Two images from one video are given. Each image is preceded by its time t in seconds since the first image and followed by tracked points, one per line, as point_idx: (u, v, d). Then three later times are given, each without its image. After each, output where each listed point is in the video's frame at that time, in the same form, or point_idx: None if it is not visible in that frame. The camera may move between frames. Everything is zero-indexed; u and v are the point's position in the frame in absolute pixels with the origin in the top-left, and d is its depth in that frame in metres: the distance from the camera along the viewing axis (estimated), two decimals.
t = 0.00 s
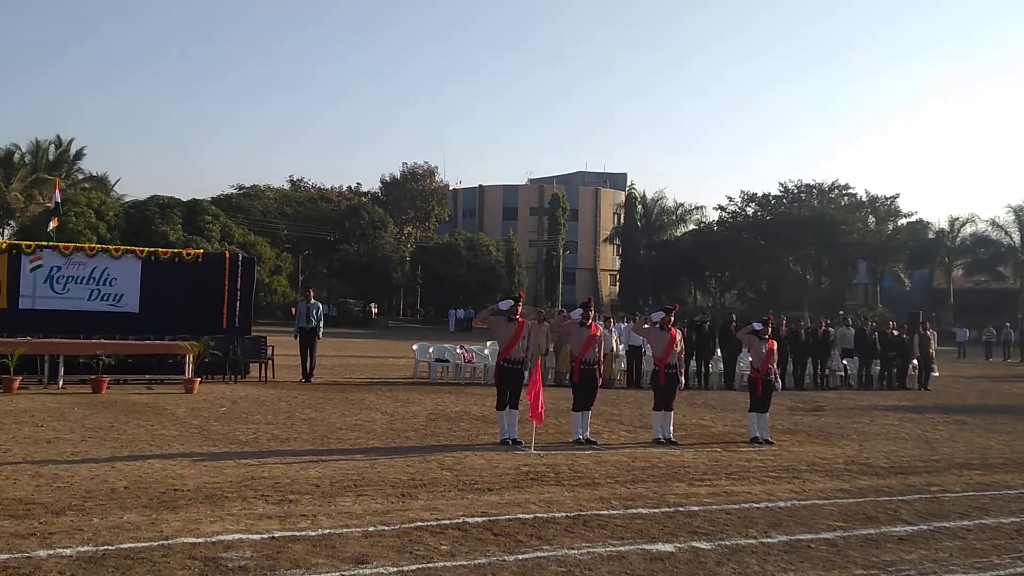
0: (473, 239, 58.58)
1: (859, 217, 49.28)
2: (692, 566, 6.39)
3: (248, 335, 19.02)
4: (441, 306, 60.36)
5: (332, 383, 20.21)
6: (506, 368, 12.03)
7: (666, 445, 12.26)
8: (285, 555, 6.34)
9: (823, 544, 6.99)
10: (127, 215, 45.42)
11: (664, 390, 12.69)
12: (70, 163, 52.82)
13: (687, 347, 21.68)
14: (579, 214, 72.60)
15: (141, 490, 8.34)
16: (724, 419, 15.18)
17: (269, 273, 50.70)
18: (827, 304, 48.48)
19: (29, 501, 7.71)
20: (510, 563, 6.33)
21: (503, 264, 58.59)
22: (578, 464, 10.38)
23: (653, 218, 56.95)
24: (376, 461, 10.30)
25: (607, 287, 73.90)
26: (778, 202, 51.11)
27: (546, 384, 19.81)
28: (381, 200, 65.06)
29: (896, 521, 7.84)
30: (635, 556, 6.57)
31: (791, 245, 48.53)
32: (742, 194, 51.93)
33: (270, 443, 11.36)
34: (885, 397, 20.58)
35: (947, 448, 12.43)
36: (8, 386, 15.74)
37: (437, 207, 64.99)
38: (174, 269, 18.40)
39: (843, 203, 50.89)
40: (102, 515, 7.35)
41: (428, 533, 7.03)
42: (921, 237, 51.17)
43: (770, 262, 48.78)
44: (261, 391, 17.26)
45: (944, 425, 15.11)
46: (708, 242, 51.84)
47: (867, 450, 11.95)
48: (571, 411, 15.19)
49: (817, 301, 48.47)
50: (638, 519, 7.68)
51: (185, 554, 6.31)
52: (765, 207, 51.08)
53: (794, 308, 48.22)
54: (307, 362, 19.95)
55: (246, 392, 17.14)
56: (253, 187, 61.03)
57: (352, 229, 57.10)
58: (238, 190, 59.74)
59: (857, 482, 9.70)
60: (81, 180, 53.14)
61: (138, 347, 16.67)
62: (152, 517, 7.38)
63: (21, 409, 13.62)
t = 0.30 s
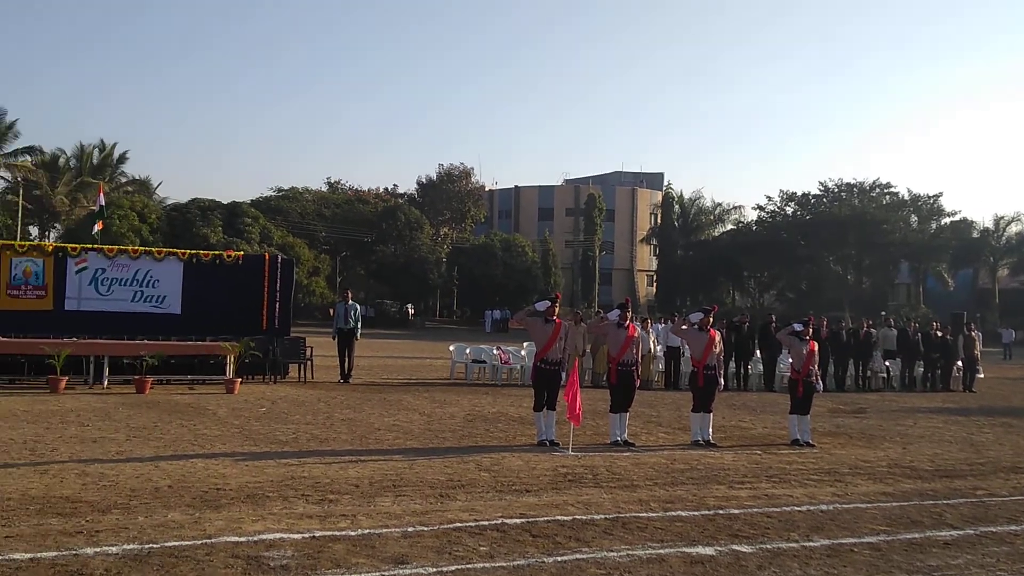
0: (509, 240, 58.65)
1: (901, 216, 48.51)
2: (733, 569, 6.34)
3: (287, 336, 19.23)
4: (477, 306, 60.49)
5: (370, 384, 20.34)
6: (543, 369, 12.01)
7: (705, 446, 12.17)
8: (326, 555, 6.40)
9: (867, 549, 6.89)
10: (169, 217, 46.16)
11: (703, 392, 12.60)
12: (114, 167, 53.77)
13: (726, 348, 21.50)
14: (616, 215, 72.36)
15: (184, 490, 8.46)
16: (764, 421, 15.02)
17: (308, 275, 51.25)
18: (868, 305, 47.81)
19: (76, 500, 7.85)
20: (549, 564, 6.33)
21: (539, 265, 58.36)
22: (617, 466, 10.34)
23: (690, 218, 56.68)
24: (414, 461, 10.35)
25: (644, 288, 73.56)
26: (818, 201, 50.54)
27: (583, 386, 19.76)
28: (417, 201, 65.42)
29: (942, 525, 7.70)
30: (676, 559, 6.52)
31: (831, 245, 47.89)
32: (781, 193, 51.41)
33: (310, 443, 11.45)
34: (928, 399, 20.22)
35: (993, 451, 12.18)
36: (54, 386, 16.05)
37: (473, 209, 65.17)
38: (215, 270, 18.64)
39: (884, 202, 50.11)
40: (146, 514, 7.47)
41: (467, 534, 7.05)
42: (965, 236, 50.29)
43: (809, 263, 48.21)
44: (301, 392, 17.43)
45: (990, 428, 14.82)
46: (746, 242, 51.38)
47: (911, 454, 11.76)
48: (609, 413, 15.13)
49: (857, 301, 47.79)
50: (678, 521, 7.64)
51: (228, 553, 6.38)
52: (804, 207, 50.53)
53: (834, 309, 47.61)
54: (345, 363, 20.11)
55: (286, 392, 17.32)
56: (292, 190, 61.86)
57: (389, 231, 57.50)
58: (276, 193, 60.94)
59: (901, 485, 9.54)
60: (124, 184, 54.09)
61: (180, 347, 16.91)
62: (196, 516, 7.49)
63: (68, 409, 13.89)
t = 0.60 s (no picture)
0: (537, 241, 58.66)
1: (935, 216, 47.41)
2: (766, 573, 6.28)
3: (318, 337, 19.37)
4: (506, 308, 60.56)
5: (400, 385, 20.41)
6: (573, 370, 11.99)
7: (737, 449, 12.07)
8: (359, 555, 6.43)
9: (903, 554, 6.80)
10: (202, 219, 46.72)
11: (735, 395, 12.51)
12: (148, 170, 54.52)
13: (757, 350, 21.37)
14: (645, 216, 72.10)
15: (218, 489, 8.55)
16: (796, 424, 14.89)
17: (338, 276, 51.63)
18: (902, 306, 47.03)
19: (112, 498, 7.96)
20: (580, 567, 6.32)
21: (568, 266, 58.66)
22: (648, 468, 10.29)
23: (720, 219, 57.45)
24: (445, 463, 10.37)
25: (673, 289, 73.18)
26: (851, 201, 50.09)
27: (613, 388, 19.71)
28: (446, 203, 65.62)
29: (980, 531, 7.57)
30: (708, 563, 6.48)
31: (864, 246, 47.17)
32: (813, 194, 50.95)
33: (341, 444, 11.52)
34: (965, 403, 19.90)
35: None
36: (90, 386, 16.27)
37: (501, 210, 65.27)
38: (247, 272, 18.82)
39: (919, 203, 49.26)
40: (181, 512, 7.55)
41: (498, 536, 7.05)
42: (1001, 236, 49.35)
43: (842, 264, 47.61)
44: (332, 393, 17.53)
45: None
46: (778, 243, 51.03)
47: (947, 458, 11.58)
48: (640, 415, 15.07)
49: (891, 303, 46.99)
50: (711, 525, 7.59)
51: (262, 552, 6.44)
52: (837, 208, 50.10)
53: (868, 310, 47.10)
54: (376, 364, 20.20)
55: (317, 393, 17.44)
56: (322, 193, 62.42)
57: (418, 232, 57.85)
58: (307, 196, 61.65)
59: (937, 490, 9.40)
60: (158, 186, 54.85)
61: (213, 348, 17.11)
62: (229, 515, 7.56)
63: (104, 409, 14.08)
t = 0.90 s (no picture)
0: (575, 241, 58.58)
1: (981, 215, 46.20)
2: None
3: (357, 338, 19.54)
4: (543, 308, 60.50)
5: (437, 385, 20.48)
6: (612, 371, 11.93)
7: (778, 452, 11.93)
8: (398, 554, 6.48)
9: (949, 559, 6.67)
10: (243, 220, 47.33)
11: (777, 396, 12.38)
12: (191, 172, 55.36)
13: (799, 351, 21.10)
14: (683, 216, 71.61)
15: (259, 487, 8.64)
16: (838, 426, 14.69)
17: (376, 276, 52.01)
18: (945, 307, 46.01)
19: (156, 496, 8.09)
20: (619, 569, 6.29)
21: (605, 267, 58.31)
22: (687, 470, 10.22)
23: (760, 219, 57.19)
24: (482, 463, 10.38)
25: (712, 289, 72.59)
26: (894, 200, 49.33)
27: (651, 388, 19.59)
28: (483, 203, 65.71)
29: None
30: (750, 566, 6.42)
31: (907, 245, 46.29)
32: (855, 193, 50.29)
33: (379, 443, 11.59)
34: (1012, 405, 19.47)
35: None
36: (135, 385, 16.54)
37: (538, 210, 65.25)
38: (287, 272, 19.01)
39: (964, 201, 48.15)
40: (224, 510, 7.65)
41: (537, 537, 7.04)
42: None
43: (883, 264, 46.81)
44: (370, 393, 17.64)
45: None
46: (818, 242, 50.46)
47: (994, 461, 11.35)
48: (679, 416, 14.97)
49: (934, 304, 46.00)
50: (752, 528, 7.51)
51: (303, 550, 6.50)
52: (879, 206, 49.38)
53: (910, 311, 46.39)
54: (413, 364, 20.31)
55: (356, 393, 17.57)
56: (361, 194, 62.94)
57: (455, 233, 58.04)
58: (345, 197, 62.15)
59: (984, 494, 9.21)
60: (200, 188, 55.69)
61: (255, 348, 17.33)
62: (270, 513, 7.65)
63: (149, 407, 14.32)
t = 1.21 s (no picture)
0: (622, 243, 58.34)
1: None
2: None
3: (405, 339, 19.68)
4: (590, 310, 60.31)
5: (484, 387, 20.52)
6: (662, 374, 11.84)
7: (833, 456, 11.73)
8: (449, 555, 6.50)
9: (1011, 567, 6.50)
10: (293, 223, 47.92)
11: (830, 400, 12.16)
12: (242, 177, 56.23)
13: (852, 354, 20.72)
14: (732, 216, 70.88)
15: (311, 488, 8.73)
16: (894, 431, 14.39)
17: (424, 278, 52.32)
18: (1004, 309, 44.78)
19: (212, 495, 8.22)
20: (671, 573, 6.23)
21: (653, 269, 57.95)
22: (739, 474, 10.10)
23: (812, 219, 56.52)
24: (532, 465, 10.37)
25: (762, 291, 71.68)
26: (950, 200, 48.25)
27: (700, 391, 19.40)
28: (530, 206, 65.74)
29: None
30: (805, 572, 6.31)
31: (964, 246, 45.17)
32: (909, 193, 49.31)
33: (429, 444, 11.64)
34: None
35: None
36: (189, 385, 16.85)
37: (585, 212, 65.11)
38: (336, 274, 19.21)
39: None
40: (278, 510, 7.75)
41: (588, 540, 7.01)
42: None
43: (939, 265, 45.75)
44: (419, 394, 17.74)
45: None
46: (871, 243, 49.56)
47: None
48: (730, 420, 14.80)
49: (992, 306, 44.80)
50: (806, 533, 7.39)
51: (355, 550, 6.55)
52: (935, 206, 48.35)
53: (966, 312, 45.24)
54: (461, 366, 20.37)
55: (405, 394, 17.67)
56: (409, 197, 63.41)
57: (502, 235, 58.18)
58: (393, 200, 62.66)
59: None
60: (251, 192, 56.54)
61: (305, 350, 17.55)
62: (323, 513, 7.73)
63: (204, 407, 14.59)
